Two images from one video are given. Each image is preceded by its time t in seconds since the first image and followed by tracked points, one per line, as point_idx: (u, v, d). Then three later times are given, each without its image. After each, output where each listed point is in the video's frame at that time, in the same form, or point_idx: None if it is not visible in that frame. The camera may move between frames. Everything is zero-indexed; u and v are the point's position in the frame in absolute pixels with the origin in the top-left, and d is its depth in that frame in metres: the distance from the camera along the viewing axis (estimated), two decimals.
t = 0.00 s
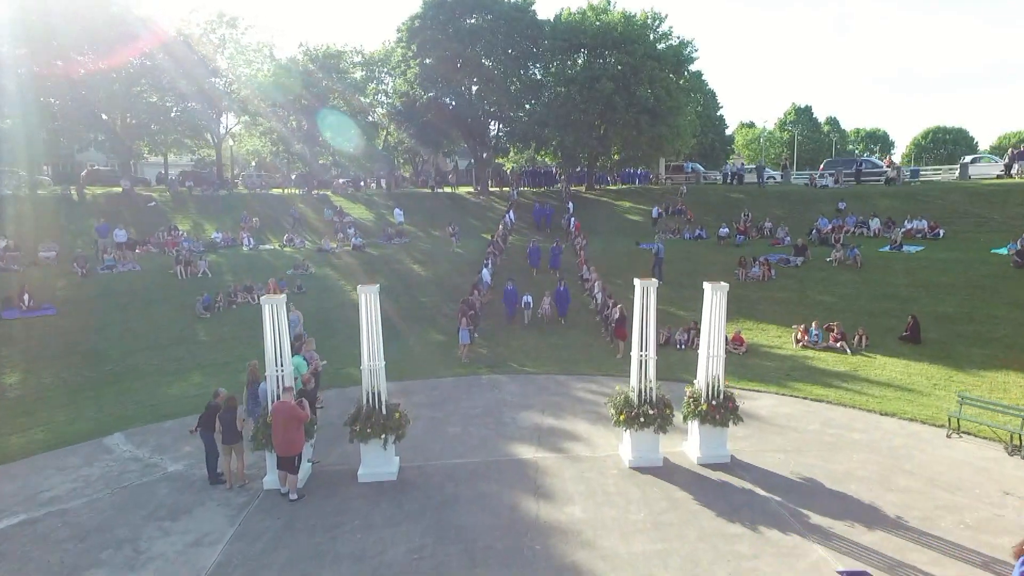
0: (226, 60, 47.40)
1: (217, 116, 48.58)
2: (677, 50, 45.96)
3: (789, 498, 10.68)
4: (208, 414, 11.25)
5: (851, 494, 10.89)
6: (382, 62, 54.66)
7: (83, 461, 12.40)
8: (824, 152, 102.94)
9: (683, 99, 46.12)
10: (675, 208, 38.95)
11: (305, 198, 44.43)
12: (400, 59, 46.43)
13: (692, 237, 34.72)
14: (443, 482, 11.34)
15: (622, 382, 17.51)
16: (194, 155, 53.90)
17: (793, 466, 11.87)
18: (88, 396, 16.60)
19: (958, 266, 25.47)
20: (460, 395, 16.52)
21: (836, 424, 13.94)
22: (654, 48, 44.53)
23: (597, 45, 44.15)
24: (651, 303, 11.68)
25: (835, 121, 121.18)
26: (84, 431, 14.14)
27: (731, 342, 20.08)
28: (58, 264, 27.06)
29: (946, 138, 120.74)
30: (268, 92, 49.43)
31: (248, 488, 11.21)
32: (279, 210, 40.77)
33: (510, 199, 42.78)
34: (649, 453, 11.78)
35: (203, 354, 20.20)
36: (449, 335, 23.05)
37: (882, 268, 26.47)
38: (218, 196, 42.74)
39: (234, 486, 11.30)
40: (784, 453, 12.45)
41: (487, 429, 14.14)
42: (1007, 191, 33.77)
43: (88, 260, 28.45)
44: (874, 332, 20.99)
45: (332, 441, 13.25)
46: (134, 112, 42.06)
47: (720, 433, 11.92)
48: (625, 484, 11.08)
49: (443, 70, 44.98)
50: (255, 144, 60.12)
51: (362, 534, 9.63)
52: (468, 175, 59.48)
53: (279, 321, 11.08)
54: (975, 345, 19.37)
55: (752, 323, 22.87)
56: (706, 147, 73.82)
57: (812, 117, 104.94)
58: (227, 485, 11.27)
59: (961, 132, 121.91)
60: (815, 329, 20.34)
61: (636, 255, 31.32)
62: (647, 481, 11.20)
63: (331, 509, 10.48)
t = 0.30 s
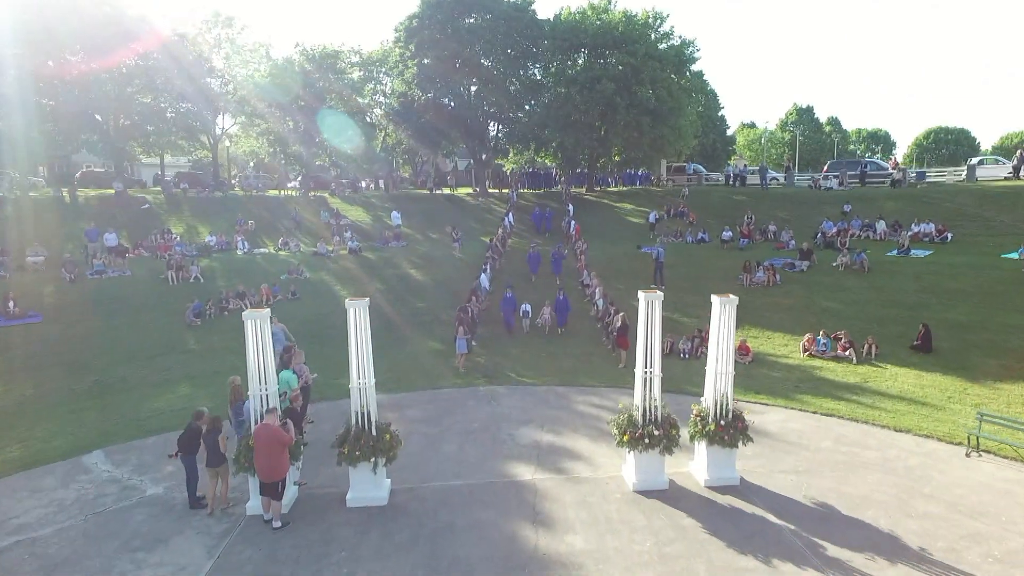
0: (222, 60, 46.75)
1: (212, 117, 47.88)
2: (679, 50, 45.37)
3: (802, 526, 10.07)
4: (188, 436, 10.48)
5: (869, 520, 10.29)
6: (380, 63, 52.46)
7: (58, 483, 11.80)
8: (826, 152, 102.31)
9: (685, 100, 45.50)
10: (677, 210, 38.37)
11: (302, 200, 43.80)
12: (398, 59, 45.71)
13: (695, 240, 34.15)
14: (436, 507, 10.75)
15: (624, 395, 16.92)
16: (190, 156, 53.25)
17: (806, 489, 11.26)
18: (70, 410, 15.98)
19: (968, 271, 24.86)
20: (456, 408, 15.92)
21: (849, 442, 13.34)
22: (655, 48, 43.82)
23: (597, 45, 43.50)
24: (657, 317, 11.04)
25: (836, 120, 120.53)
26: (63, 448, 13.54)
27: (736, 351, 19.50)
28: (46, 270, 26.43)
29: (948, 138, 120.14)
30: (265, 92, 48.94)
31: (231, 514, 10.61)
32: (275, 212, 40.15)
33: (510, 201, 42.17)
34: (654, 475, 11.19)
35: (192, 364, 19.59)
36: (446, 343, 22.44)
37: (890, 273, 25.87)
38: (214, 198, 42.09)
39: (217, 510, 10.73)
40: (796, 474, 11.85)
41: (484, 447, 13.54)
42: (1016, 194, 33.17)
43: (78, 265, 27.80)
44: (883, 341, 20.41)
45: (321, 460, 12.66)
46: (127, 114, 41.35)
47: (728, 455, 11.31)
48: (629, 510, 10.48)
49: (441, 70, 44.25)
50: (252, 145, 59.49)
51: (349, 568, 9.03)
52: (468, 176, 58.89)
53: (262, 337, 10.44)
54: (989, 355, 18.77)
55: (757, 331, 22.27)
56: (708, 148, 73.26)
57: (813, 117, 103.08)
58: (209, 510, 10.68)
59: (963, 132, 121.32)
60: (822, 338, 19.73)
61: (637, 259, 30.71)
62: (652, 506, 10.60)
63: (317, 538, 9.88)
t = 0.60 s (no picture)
0: (217, 61, 46.16)
1: (208, 118, 47.26)
2: (681, 50, 44.60)
3: (820, 561, 9.39)
4: (163, 461, 9.89)
5: (890, 555, 9.60)
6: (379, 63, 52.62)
7: (30, 510, 11.14)
8: (828, 153, 101.69)
9: (687, 101, 44.87)
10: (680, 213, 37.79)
11: (298, 202, 43.19)
12: (396, 60, 45.09)
13: (698, 245, 33.61)
14: (429, 538, 10.07)
15: (627, 410, 16.27)
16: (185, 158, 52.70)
17: (822, 518, 10.59)
18: (49, 428, 15.32)
19: (980, 279, 24.23)
20: (452, 424, 15.25)
21: (866, 463, 12.68)
22: (657, 48, 43.14)
23: (598, 45, 42.87)
24: (665, 336, 10.37)
25: (838, 120, 120.08)
26: (39, 470, 12.88)
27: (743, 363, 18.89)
28: (34, 276, 25.82)
29: (950, 138, 119.65)
30: (259, 93, 47.94)
31: (209, 547, 9.93)
32: (270, 215, 39.53)
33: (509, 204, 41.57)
34: (660, 503, 10.53)
35: (180, 375, 18.93)
36: (443, 353, 21.80)
37: (899, 280, 25.23)
38: (209, 201, 41.47)
39: (197, 541, 10.09)
40: (811, 500, 11.17)
41: (481, 467, 12.86)
42: None
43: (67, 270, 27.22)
44: (895, 352, 19.77)
45: (309, 484, 11.99)
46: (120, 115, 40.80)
47: (739, 481, 10.63)
48: (635, 542, 9.81)
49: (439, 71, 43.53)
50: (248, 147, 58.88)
51: None
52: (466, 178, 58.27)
53: (244, 357, 9.75)
54: (1005, 368, 18.13)
55: (763, 341, 21.64)
56: (709, 149, 72.67)
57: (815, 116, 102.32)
58: (187, 542, 10.03)
59: (966, 133, 120.80)
60: (832, 349, 19.09)
61: (640, 264, 30.07)
62: (659, 538, 9.93)
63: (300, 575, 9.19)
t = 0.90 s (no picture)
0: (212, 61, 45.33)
1: (203, 118, 46.51)
2: (683, 51, 43.79)
3: None
4: (135, 494, 9.16)
5: None
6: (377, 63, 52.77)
7: None
8: (830, 154, 101.01)
9: (690, 102, 44.21)
10: (683, 216, 37.49)
11: (295, 205, 42.46)
12: (394, 60, 44.35)
13: (701, 249, 33.01)
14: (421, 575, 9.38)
15: (631, 427, 15.56)
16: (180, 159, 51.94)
17: (842, 551, 9.89)
18: (26, 447, 14.64)
19: (993, 287, 23.58)
20: (448, 443, 14.57)
21: (885, 487, 12.00)
22: (659, 48, 42.48)
23: (599, 45, 42.18)
24: (674, 358, 9.64)
25: (839, 120, 119.48)
26: (11, 495, 12.22)
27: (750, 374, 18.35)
28: (20, 283, 25.08)
29: (952, 139, 119.06)
30: (253, 93, 46.95)
31: None
32: (266, 218, 38.78)
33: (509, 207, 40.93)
34: (669, 536, 9.85)
35: (166, 388, 18.24)
36: (440, 363, 21.13)
37: (909, 287, 24.58)
38: (203, 204, 40.73)
39: None
40: (829, 531, 10.47)
41: (477, 491, 12.18)
42: None
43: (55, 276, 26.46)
44: (908, 363, 19.11)
45: (295, 510, 11.30)
46: (113, 115, 40.09)
47: (753, 512, 9.95)
48: None
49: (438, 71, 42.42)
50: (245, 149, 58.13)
51: None
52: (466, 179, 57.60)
53: (220, 383, 9.03)
54: None
55: (771, 351, 20.97)
56: (710, 149, 72.01)
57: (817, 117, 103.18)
58: None
59: (968, 133, 120.20)
60: (843, 360, 18.41)
61: (642, 270, 29.44)
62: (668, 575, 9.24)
63: None
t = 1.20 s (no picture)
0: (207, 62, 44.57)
1: (197, 120, 45.76)
2: (686, 51, 43.02)
3: None
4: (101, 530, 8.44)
5: None
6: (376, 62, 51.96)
7: None
8: (832, 155, 100.31)
9: (693, 103, 43.47)
10: (686, 220, 36.84)
11: (290, 207, 41.75)
12: (391, 60, 43.66)
13: (705, 254, 32.35)
14: None
15: (636, 446, 14.80)
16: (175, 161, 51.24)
17: None
18: None
19: (1007, 295, 22.88)
20: (444, 464, 13.83)
21: (908, 517, 11.27)
22: (662, 48, 41.69)
23: (600, 45, 41.37)
24: (685, 384, 8.96)
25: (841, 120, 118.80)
26: None
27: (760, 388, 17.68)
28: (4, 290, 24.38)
29: (954, 139, 118.40)
30: (250, 92, 46.20)
31: None
32: (261, 221, 38.05)
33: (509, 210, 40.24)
34: None
35: (151, 402, 17.52)
36: (437, 375, 20.39)
37: (921, 295, 23.87)
38: (197, 207, 40.00)
39: None
40: (852, 568, 9.72)
41: (474, 520, 11.44)
42: None
43: (41, 283, 25.73)
44: (923, 377, 18.41)
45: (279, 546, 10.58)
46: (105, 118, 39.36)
47: (771, 551, 9.24)
48: None
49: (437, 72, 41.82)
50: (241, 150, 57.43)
51: None
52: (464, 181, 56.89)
53: (194, 413, 8.31)
54: None
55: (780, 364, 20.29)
56: (712, 150, 71.29)
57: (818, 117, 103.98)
58: None
59: (970, 134, 119.55)
60: (856, 374, 17.70)
61: (645, 276, 28.73)
62: None
63: None
